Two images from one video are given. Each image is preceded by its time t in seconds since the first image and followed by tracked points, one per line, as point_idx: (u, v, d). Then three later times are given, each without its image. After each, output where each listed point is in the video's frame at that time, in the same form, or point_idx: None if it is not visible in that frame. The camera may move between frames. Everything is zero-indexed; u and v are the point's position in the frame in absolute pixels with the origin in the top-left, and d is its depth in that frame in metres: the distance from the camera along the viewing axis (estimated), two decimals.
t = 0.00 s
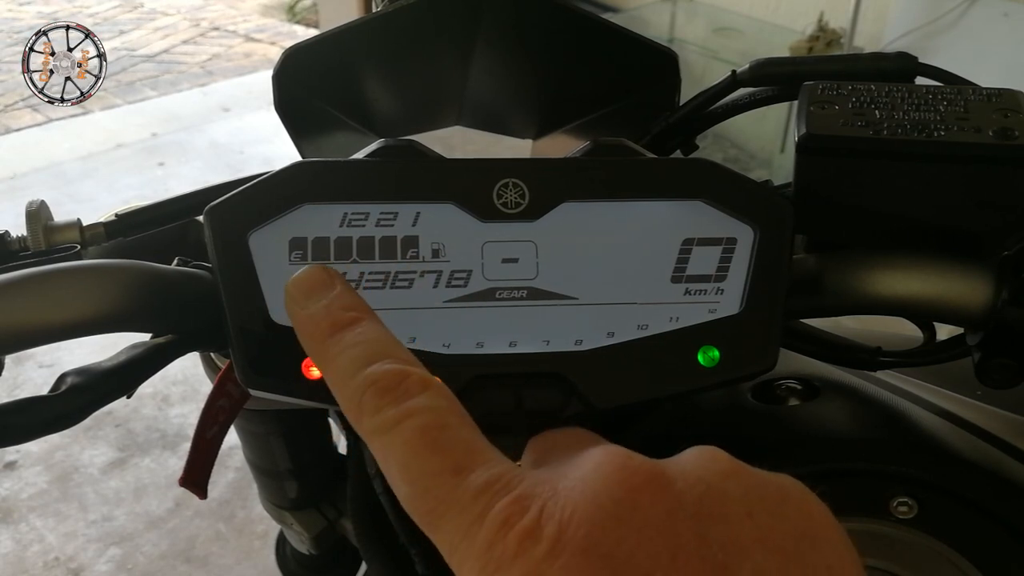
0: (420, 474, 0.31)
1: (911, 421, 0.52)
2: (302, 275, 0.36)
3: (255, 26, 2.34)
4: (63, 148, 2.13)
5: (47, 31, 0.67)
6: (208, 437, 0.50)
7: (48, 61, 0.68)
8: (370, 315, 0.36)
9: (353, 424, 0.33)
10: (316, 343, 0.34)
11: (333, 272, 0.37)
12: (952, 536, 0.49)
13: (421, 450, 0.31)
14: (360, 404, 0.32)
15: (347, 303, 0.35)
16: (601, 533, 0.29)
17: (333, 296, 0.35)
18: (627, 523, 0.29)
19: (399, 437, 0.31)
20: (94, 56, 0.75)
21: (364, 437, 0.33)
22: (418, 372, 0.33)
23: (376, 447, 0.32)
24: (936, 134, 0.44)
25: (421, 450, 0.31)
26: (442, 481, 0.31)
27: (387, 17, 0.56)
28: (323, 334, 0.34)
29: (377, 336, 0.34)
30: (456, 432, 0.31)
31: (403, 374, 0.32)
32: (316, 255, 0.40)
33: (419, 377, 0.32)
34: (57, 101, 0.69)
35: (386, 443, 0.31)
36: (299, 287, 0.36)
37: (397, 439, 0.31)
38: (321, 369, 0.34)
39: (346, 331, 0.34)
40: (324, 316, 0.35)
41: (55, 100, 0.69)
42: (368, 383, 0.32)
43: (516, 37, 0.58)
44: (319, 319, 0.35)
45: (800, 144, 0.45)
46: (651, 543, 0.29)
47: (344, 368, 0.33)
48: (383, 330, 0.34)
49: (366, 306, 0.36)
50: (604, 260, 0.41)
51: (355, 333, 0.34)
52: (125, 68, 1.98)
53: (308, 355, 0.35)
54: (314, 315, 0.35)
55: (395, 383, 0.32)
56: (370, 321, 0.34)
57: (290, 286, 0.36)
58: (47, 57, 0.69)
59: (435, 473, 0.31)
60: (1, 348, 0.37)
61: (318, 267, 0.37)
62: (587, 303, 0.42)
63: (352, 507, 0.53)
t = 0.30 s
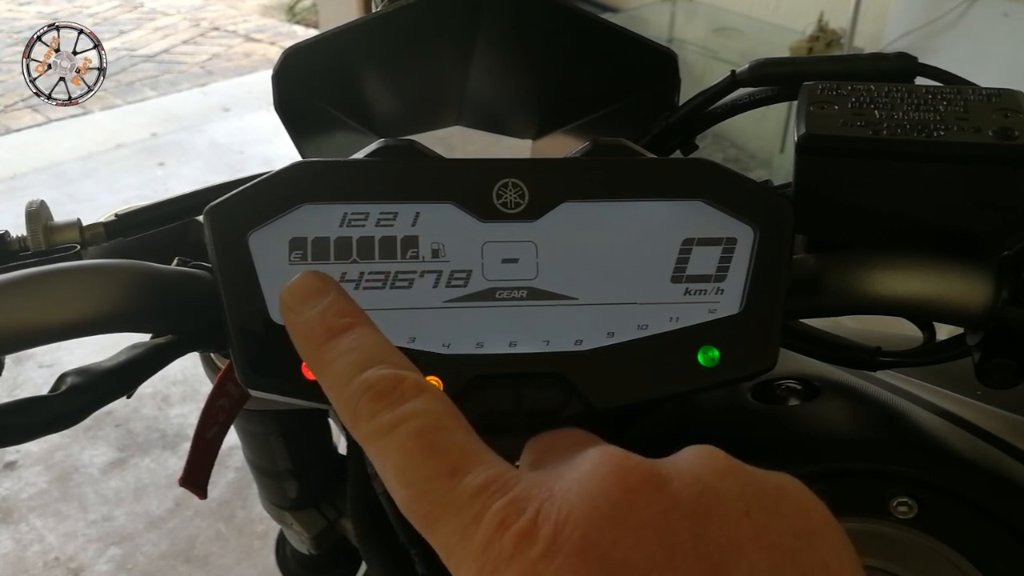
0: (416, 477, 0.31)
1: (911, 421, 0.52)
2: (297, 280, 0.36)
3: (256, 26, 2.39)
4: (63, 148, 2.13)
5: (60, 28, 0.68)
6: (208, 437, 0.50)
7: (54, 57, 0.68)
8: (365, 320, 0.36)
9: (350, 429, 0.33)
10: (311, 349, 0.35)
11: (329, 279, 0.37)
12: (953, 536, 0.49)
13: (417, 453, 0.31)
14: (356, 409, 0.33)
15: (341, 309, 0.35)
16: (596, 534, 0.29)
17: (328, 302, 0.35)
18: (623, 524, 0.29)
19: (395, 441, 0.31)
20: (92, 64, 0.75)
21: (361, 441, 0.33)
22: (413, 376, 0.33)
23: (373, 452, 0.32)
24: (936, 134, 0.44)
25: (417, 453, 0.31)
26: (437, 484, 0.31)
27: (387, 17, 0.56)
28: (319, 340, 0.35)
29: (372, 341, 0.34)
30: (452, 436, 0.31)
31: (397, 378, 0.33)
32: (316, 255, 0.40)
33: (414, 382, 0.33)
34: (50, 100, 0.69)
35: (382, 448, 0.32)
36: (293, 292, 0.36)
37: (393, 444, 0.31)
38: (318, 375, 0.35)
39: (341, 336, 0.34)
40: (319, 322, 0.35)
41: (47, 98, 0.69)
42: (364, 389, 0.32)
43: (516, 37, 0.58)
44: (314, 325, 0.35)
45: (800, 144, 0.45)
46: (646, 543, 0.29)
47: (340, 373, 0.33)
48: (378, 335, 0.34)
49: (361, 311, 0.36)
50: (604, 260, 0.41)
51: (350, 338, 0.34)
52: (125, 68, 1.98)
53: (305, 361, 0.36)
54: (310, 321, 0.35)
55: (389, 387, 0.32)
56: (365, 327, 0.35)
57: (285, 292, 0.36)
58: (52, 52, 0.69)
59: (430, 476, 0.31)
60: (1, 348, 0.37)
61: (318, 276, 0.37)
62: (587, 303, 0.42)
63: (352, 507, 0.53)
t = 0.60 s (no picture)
0: (414, 480, 0.31)
1: (911, 421, 0.52)
2: (293, 285, 0.37)
3: (257, 27, 2.32)
4: (63, 149, 2.13)
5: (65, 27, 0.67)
6: (208, 437, 0.50)
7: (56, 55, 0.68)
8: (362, 324, 0.36)
9: (348, 433, 0.33)
10: (309, 353, 0.35)
11: (326, 283, 0.38)
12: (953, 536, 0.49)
13: (415, 455, 0.31)
14: (355, 412, 0.33)
15: (338, 313, 0.35)
16: (593, 535, 0.29)
17: (325, 306, 0.36)
18: (621, 526, 0.29)
19: (393, 444, 0.31)
20: (88, 68, 0.75)
21: (359, 445, 0.33)
22: (410, 379, 0.33)
23: (371, 455, 0.32)
24: (936, 134, 0.44)
25: (415, 456, 0.31)
26: (435, 487, 0.31)
27: (387, 17, 0.56)
28: (316, 344, 0.35)
29: (369, 345, 0.34)
30: (449, 439, 0.32)
31: (395, 381, 0.33)
32: (316, 255, 0.40)
33: (411, 384, 0.33)
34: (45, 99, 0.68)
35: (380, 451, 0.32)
36: (291, 297, 0.37)
37: (391, 446, 0.31)
38: (316, 380, 0.35)
39: (338, 340, 0.35)
40: (316, 326, 0.35)
41: (44, 98, 0.68)
42: (361, 392, 0.33)
43: (516, 37, 0.58)
44: (311, 329, 0.35)
45: (800, 144, 0.45)
46: (643, 544, 0.29)
47: (338, 377, 0.34)
48: (375, 339, 0.35)
49: (358, 315, 0.36)
50: (604, 260, 0.41)
51: (347, 342, 0.34)
52: (125, 68, 1.97)
53: (303, 365, 0.36)
54: (307, 325, 0.35)
55: (387, 390, 0.32)
56: (361, 330, 0.35)
57: (281, 297, 0.37)
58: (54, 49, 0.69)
59: (428, 479, 0.31)
60: (1, 348, 0.37)
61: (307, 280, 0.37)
62: (587, 303, 0.42)
63: (352, 507, 0.53)
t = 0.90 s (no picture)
0: (415, 479, 0.31)
1: (911, 421, 0.52)
2: (294, 280, 0.36)
3: (255, 26, 2.34)
4: (63, 149, 2.13)
5: (68, 29, 0.68)
6: (208, 437, 0.50)
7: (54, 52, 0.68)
8: (364, 320, 0.36)
9: (348, 430, 0.33)
10: (310, 348, 0.35)
11: (329, 278, 0.37)
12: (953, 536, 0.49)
13: (416, 454, 0.31)
14: (356, 410, 0.32)
15: (341, 309, 0.35)
16: (594, 535, 0.29)
17: (327, 301, 0.35)
18: (621, 526, 0.29)
19: (395, 442, 0.31)
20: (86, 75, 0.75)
21: (360, 442, 0.33)
22: (412, 376, 0.33)
23: (371, 452, 0.32)
24: (936, 134, 0.44)
25: (417, 454, 0.31)
26: (437, 486, 0.31)
27: (387, 17, 0.56)
28: (317, 339, 0.35)
29: (371, 342, 0.34)
30: (451, 437, 0.32)
31: (397, 379, 0.33)
32: (316, 255, 0.40)
33: (413, 382, 0.33)
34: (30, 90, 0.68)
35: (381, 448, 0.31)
36: (292, 291, 0.36)
37: (392, 444, 0.31)
38: (315, 375, 0.34)
39: (340, 336, 0.34)
40: (318, 322, 0.35)
41: (31, 89, 0.68)
42: (363, 389, 0.32)
43: (516, 37, 0.58)
44: (313, 323, 0.35)
45: (800, 144, 0.45)
46: (644, 544, 0.29)
47: (338, 373, 0.33)
48: (377, 335, 0.34)
49: (360, 310, 0.36)
50: (604, 260, 0.41)
51: (349, 338, 0.34)
52: (125, 68, 1.97)
53: (304, 360, 0.35)
54: (309, 319, 0.35)
55: (389, 388, 0.32)
56: (363, 326, 0.35)
57: (285, 288, 0.36)
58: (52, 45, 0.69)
59: (429, 477, 0.31)
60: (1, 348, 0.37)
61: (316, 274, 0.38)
62: (587, 303, 0.42)
63: (352, 507, 0.53)
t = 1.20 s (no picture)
0: (416, 479, 0.31)
1: (911, 421, 0.52)
2: (297, 279, 0.36)
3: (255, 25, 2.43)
4: (63, 148, 2.13)
5: (81, 30, 0.68)
6: (208, 437, 0.50)
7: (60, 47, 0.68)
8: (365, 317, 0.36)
9: (348, 428, 0.33)
10: (311, 345, 0.35)
11: (330, 276, 0.37)
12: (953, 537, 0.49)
13: (417, 453, 0.31)
14: (357, 408, 0.32)
15: (342, 306, 0.35)
16: (594, 535, 0.29)
17: (328, 299, 0.35)
18: (622, 527, 0.29)
19: (395, 441, 0.31)
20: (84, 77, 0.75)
21: (360, 441, 0.33)
22: (413, 375, 0.33)
23: (372, 451, 0.32)
24: (936, 134, 0.44)
25: (417, 454, 0.31)
26: (437, 486, 0.31)
27: (387, 17, 0.56)
28: (319, 337, 0.34)
29: (372, 339, 0.34)
30: (452, 437, 0.32)
31: (398, 377, 0.33)
32: (316, 255, 0.40)
33: (414, 381, 0.33)
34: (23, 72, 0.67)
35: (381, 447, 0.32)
36: (293, 290, 0.36)
37: (393, 443, 0.31)
38: (316, 373, 0.34)
39: (342, 334, 0.34)
40: (319, 319, 0.35)
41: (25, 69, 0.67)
42: (363, 387, 0.32)
43: (516, 37, 0.58)
44: (314, 321, 0.35)
45: (800, 144, 0.45)
46: (645, 544, 0.29)
47: (339, 371, 0.33)
48: (379, 333, 0.34)
49: (361, 308, 0.36)
50: (604, 260, 0.41)
51: (350, 335, 0.34)
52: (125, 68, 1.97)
53: (305, 358, 0.35)
54: (310, 317, 0.35)
55: (389, 387, 0.32)
56: (365, 323, 0.35)
57: (287, 286, 0.36)
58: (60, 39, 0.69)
59: (429, 477, 0.31)
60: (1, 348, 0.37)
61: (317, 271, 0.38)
62: (587, 303, 0.42)
63: (352, 508, 0.53)
